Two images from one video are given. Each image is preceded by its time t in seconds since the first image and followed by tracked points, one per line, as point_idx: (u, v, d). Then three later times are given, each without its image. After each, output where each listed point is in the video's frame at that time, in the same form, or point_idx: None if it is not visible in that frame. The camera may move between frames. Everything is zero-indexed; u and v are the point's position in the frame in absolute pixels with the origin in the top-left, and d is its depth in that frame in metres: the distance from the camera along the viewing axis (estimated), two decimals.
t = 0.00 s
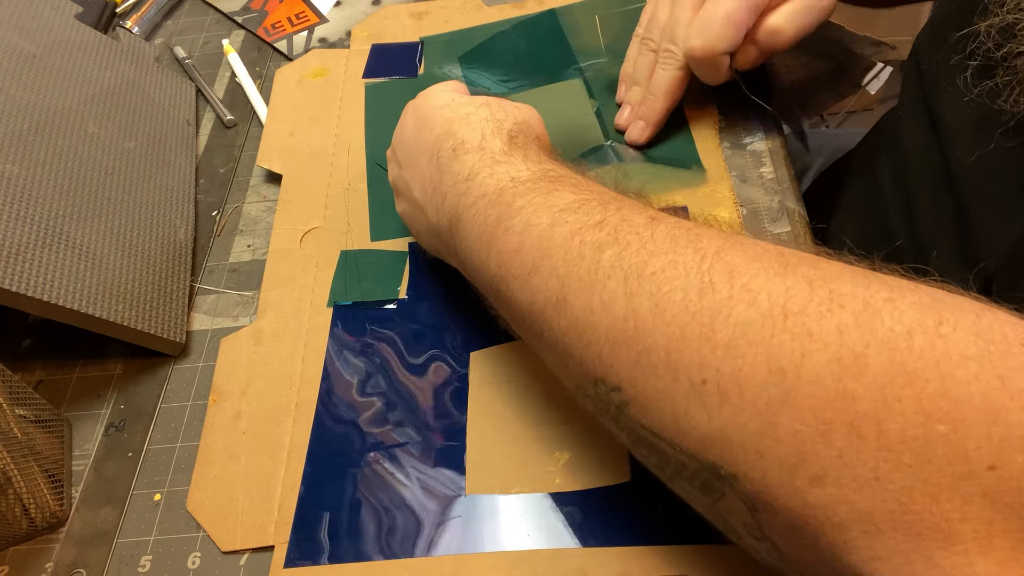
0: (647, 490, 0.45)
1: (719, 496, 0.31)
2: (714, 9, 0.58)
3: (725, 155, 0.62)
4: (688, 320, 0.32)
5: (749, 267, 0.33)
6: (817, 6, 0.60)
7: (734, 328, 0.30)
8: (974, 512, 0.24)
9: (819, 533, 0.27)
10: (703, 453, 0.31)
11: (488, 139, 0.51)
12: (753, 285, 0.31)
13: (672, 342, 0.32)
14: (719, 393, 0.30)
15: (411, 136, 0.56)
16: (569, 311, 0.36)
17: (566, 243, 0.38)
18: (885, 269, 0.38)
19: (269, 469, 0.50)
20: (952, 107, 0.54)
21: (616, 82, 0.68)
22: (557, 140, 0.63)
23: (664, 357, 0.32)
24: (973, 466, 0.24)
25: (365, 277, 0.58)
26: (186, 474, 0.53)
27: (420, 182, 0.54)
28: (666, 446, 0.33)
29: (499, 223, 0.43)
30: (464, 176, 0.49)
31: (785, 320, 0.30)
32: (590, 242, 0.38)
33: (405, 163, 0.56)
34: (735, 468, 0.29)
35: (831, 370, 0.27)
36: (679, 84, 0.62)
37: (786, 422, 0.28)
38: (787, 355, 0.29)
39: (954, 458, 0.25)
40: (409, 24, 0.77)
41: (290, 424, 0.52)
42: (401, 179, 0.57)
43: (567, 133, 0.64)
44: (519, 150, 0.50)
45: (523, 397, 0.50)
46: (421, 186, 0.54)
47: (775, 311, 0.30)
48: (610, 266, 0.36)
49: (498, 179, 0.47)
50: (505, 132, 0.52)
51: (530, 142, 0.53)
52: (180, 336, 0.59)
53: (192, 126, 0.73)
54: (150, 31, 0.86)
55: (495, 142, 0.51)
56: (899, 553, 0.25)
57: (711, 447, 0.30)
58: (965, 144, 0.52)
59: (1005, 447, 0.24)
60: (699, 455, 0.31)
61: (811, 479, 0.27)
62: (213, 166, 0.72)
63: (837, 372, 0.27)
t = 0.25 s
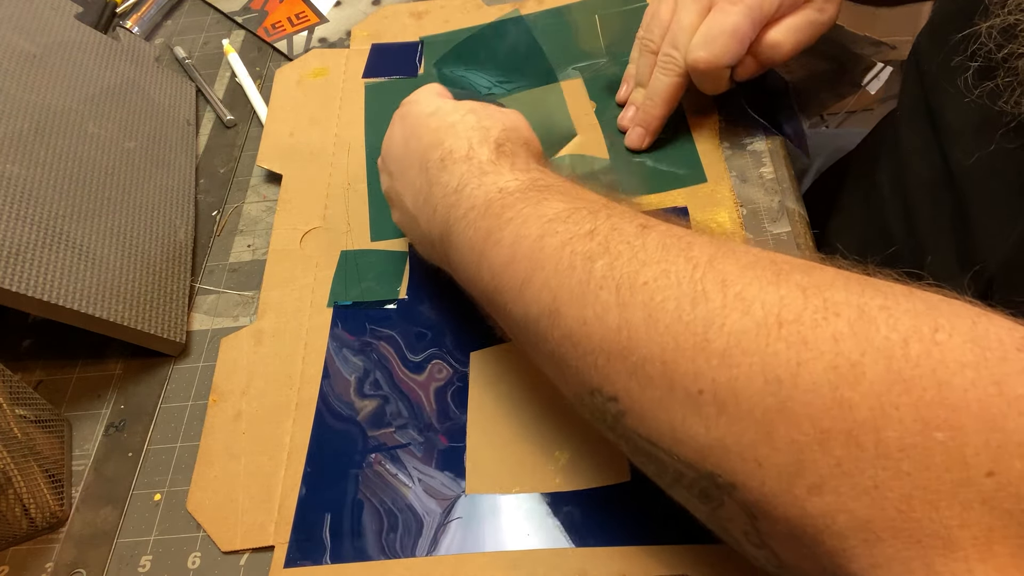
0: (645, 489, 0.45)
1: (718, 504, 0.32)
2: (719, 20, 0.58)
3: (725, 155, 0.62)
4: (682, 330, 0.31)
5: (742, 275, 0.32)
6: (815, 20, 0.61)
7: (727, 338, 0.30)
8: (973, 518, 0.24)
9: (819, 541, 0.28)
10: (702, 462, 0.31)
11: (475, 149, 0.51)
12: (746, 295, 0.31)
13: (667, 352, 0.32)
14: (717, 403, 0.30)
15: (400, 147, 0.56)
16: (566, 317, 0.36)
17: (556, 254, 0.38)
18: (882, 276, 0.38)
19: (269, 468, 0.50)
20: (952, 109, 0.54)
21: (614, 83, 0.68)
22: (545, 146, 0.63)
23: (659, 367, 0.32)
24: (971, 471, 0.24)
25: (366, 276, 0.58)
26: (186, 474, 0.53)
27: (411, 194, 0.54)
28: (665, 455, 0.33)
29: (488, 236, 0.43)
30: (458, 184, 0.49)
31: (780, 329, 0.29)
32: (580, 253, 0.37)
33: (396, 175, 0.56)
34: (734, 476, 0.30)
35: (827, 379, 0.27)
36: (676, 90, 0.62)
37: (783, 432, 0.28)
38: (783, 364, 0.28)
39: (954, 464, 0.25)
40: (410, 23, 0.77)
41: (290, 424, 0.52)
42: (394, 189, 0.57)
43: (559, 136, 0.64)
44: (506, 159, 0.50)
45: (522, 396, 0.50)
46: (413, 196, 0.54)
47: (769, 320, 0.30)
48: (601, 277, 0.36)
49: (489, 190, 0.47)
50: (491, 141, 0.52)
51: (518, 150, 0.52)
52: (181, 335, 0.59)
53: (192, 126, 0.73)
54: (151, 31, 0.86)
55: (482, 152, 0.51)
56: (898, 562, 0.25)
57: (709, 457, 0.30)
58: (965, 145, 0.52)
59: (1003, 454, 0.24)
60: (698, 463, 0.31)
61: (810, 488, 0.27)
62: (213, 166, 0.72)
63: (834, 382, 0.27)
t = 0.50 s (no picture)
0: (645, 490, 0.45)
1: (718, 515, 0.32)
2: (723, 34, 0.57)
3: (726, 155, 0.62)
4: (673, 347, 0.31)
5: (731, 289, 0.32)
6: (821, 33, 0.60)
7: (714, 359, 0.30)
8: (971, 530, 0.24)
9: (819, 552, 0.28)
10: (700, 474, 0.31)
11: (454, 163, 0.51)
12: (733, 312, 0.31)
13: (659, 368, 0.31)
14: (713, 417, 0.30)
15: (383, 158, 0.56)
16: (563, 325, 0.36)
17: (544, 271, 0.38)
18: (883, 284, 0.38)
19: (269, 469, 0.50)
20: (954, 111, 0.54)
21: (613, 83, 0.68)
22: (535, 152, 0.63)
23: (653, 382, 0.32)
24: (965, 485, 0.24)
25: (366, 276, 0.58)
26: (186, 474, 0.53)
27: (400, 209, 0.54)
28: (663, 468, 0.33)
29: (478, 253, 0.43)
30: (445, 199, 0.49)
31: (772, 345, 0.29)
32: (569, 270, 0.37)
33: (382, 189, 0.56)
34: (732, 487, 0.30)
35: (821, 396, 0.27)
36: (680, 102, 0.61)
37: (780, 447, 0.28)
38: (775, 381, 0.28)
39: (953, 479, 0.25)
40: (410, 23, 0.77)
41: (290, 424, 0.52)
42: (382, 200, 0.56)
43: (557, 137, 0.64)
44: (488, 171, 0.50)
45: (523, 396, 0.50)
46: (402, 210, 0.53)
47: (760, 335, 0.30)
48: (590, 294, 0.35)
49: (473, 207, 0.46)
50: (471, 151, 0.52)
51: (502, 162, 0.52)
52: (181, 335, 0.59)
53: (192, 126, 0.74)
54: (151, 31, 0.86)
55: (463, 164, 0.51)
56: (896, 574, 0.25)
57: (707, 471, 0.30)
58: (967, 148, 0.52)
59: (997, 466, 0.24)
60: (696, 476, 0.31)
61: (808, 500, 0.27)
62: (213, 166, 0.72)
63: (828, 399, 0.27)
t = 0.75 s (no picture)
0: (647, 491, 0.45)
1: (722, 514, 0.32)
2: (719, 31, 0.57)
3: (726, 155, 0.62)
4: (682, 347, 0.31)
5: (745, 287, 0.32)
6: (820, 25, 0.60)
7: (723, 361, 0.30)
8: (981, 542, 0.24)
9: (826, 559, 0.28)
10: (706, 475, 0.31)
11: (456, 151, 0.51)
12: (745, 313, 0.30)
13: (667, 370, 0.31)
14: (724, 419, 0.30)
15: (385, 150, 0.56)
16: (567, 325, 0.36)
17: (554, 263, 0.38)
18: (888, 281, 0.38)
19: (269, 468, 0.50)
20: (956, 112, 0.54)
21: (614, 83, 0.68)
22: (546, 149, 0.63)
23: (661, 382, 0.32)
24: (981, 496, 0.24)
25: (365, 273, 0.58)
26: (186, 474, 0.53)
27: (405, 203, 0.53)
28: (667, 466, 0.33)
29: (485, 242, 0.43)
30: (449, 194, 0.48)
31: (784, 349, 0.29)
32: (578, 262, 0.37)
33: (385, 179, 0.56)
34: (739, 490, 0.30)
35: (833, 402, 0.27)
36: (680, 102, 0.61)
37: (791, 451, 0.28)
38: (786, 386, 0.28)
39: (966, 491, 0.25)
40: (410, 24, 0.77)
41: (290, 422, 0.52)
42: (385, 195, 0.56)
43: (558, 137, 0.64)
44: (495, 158, 0.50)
45: (523, 396, 0.50)
46: (406, 203, 0.53)
47: (772, 338, 0.29)
48: (600, 288, 0.35)
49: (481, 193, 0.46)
50: (476, 138, 0.52)
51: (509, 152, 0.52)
52: (181, 336, 0.59)
53: (192, 126, 0.74)
54: (151, 31, 0.86)
55: (469, 152, 0.50)
56: None
57: (714, 473, 0.30)
58: (970, 149, 0.52)
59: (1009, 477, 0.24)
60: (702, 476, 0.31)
61: (817, 505, 0.27)
62: (213, 166, 0.72)
63: (840, 405, 0.27)
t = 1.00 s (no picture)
0: (646, 488, 0.45)
1: (720, 503, 0.32)
2: (719, 32, 0.57)
3: (726, 155, 0.62)
4: (683, 332, 0.31)
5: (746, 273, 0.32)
6: (820, 25, 0.60)
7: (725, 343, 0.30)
8: (982, 527, 0.25)
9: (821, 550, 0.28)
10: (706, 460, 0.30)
11: (456, 137, 0.51)
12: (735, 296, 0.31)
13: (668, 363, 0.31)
14: (725, 405, 0.29)
15: (383, 140, 0.56)
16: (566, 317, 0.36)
17: (553, 249, 0.38)
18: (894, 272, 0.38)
19: (269, 468, 0.50)
20: (960, 109, 0.54)
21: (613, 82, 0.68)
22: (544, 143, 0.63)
23: (662, 368, 0.31)
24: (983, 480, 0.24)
25: (364, 273, 0.58)
26: (186, 474, 0.53)
27: (402, 190, 0.53)
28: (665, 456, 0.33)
29: (484, 229, 0.43)
30: (447, 183, 0.48)
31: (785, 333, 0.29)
32: (578, 249, 0.37)
33: (382, 166, 0.56)
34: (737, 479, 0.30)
35: (835, 388, 0.27)
36: (680, 103, 0.61)
37: (791, 438, 0.28)
38: (788, 371, 0.28)
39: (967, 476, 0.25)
40: (410, 24, 0.77)
41: (289, 423, 0.52)
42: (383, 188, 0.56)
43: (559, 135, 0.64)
44: (494, 146, 0.50)
45: (523, 394, 0.50)
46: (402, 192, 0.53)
47: (774, 322, 0.29)
48: (599, 275, 0.35)
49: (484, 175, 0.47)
50: (475, 127, 0.52)
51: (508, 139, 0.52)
52: (180, 335, 0.59)
53: (192, 126, 0.74)
54: (151, 31, 0.86)
55: (468, 140, 0.51)
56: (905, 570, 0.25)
57: (713, 460, 0.30)
58: (974, 146, 0.52)
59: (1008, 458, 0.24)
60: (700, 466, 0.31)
61: (817, 492, 0.27)
62: (213, 166, 0.72)
63: (841, 390, 0.27)
